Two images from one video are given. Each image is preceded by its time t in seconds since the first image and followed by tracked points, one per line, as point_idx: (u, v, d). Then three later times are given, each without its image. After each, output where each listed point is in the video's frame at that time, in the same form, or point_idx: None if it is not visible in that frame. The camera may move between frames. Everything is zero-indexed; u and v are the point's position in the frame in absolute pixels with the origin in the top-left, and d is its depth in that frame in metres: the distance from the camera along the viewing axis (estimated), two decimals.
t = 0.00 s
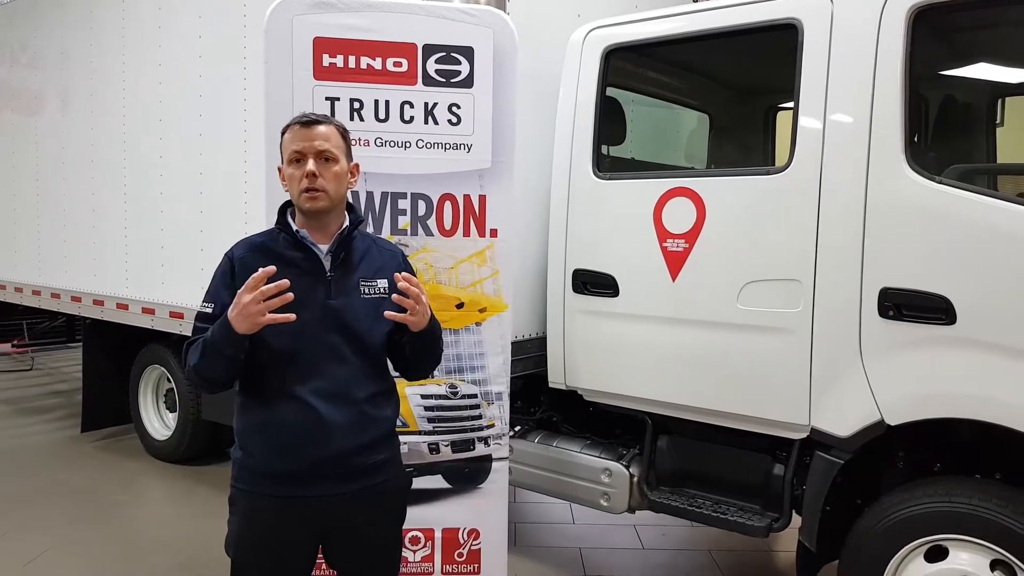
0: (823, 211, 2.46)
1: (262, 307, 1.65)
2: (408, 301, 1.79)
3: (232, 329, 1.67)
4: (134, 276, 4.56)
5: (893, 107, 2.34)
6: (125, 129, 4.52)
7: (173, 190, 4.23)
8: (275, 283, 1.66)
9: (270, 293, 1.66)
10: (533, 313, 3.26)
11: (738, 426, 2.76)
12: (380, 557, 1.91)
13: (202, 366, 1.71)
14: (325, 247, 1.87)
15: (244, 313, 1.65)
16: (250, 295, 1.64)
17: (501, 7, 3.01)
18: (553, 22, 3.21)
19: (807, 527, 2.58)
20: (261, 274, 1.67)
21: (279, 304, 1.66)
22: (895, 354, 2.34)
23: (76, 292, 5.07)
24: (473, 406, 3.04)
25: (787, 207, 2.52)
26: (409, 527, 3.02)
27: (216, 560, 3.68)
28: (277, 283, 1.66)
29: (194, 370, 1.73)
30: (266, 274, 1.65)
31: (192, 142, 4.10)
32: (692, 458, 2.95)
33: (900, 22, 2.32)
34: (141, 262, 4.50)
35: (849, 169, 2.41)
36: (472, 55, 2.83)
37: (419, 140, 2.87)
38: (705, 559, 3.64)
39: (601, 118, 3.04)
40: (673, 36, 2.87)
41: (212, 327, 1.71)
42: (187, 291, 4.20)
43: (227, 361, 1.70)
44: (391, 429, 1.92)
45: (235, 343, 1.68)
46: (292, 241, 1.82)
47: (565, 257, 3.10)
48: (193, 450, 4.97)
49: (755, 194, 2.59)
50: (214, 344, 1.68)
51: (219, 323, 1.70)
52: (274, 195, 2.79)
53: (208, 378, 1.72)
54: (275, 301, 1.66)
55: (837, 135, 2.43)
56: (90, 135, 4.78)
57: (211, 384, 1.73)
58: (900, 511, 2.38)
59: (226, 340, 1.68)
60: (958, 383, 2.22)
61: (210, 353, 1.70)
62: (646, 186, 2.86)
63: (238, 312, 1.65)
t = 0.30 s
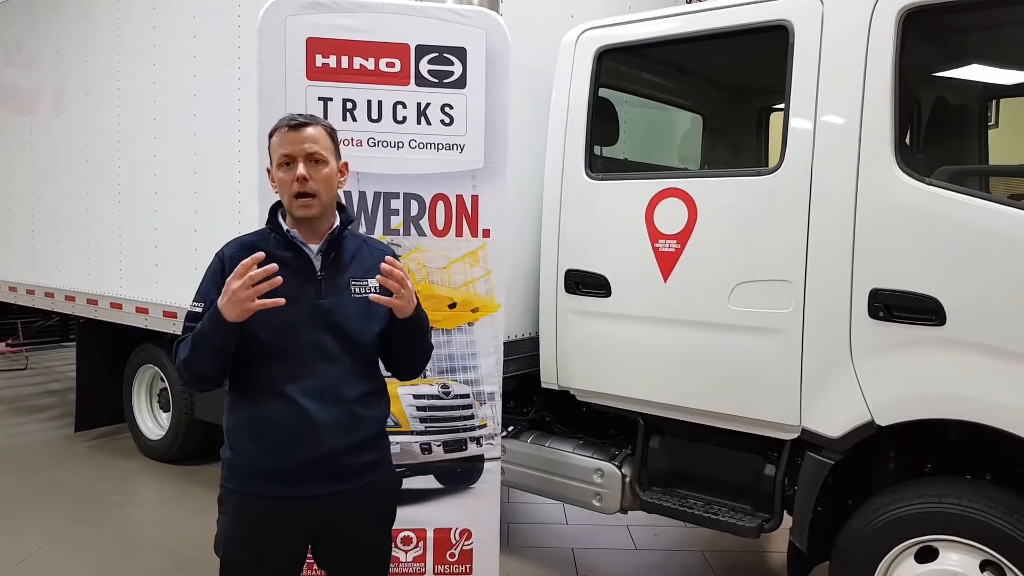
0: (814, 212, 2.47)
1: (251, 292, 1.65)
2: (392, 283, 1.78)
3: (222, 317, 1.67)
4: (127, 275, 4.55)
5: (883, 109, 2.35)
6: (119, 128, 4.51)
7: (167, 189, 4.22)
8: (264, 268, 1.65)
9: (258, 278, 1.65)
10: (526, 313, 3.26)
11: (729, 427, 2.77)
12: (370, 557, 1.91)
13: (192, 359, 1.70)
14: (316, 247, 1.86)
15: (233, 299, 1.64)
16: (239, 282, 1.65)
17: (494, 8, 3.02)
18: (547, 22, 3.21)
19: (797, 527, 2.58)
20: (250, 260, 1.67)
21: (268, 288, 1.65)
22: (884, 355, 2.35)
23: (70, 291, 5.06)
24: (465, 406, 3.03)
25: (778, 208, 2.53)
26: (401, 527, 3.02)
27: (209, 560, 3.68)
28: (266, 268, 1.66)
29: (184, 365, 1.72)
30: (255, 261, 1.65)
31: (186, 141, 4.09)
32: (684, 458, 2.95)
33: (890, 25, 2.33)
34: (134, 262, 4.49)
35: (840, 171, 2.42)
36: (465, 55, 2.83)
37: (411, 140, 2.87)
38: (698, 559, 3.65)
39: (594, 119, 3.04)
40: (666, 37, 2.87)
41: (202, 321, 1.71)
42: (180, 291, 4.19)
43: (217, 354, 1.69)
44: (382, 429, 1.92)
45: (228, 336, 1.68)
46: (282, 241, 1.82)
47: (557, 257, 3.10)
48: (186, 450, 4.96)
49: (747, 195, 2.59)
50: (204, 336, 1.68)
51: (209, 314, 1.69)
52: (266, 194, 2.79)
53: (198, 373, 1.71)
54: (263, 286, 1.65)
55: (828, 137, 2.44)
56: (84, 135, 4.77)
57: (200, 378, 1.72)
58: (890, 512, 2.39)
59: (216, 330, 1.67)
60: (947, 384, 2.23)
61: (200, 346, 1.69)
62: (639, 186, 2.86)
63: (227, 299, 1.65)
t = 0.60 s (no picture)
0: (810, 212, 2.47)
1: (259, 304, 1.65)
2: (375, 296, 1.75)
3: (229, 326, 1.67)
4: (126, 277, 4.56)
5: (878, 110, 2.35)
6: (118, 130, 4.51)
7: (166, 190, 4.23)
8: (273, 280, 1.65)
9: (266, 290, 1.65)
10: (523, 314, 3.26)
11: (726, 427, 2.76)
12: (364, 558, 1.91)
13: (195, 363, 1.70)
14: (310, 249, 1.87)
15: (241, 309, 1.64)
16: (247, 292, 1.64)
17: (490, 10, 3.02)
18: (544, 24, 3.21)
19: (794, 528, 2.58)
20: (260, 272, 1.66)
21: (276, 300, 1.65)
22: (880, 355, 2.35)
23: (69, 293, 5.07)
24: (462, 407, 3.03)
25: (774, 209, 2.53)
26: (398, 527, 3.02)
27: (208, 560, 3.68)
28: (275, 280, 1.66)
29: (186, 369, 1.73)
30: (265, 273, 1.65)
31: (185, 143, 4.10)
32: (681, 459, 2.95)
33: (885, 26, 2.33)
34: (133, 263, 4.49)
35: (836, 172, 2.41)
36: (461, 57, 2.84)
37: (408, 142, 2.87)
38: (695, 560, 3.65)
39: (590, 121, 3.05)
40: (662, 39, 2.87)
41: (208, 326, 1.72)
42: (179, 292, 4.20)
43: (222, 359, 1.70)
44: (376, 430, 1.92)
45: (232, 341, 1.69)
46: (277, 243, 1.82)
47: (553, 258, 3.11)
48: (186, 450, 4.97)
49: (742, 196, 2.59)
50: (209, 343, 1.69)
51: (215, 321, 1.70)
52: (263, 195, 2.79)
53: (200, 376, 1.72)
54: (271, 298, 1.65)
55: (824, 137, 2.44)
56: (84, 136, 4.78)
57: (202, 382, 1.73)
58: (886, 512, 2.39)
59: (221, 335, 1.68)
60: (943, 385, 2.23)
61: (204, 351, 1.69)
62: (635, 187, 2.86)
63: (235, 309, 1.64)
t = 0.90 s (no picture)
0: (811, 212, 2.46)
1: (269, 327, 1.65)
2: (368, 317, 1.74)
3: (240, 342, 1.68)
4: (133, 280, 4.58)
5: (879, 109, 2.34)
6: (124, 134, 4.54)
7: (171, 194, 4.25)
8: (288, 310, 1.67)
9: (282, 317, 1.66)
10: (526, 315, 3.26)
11: (729, 428, 2.76)
12: (366, 559, 1.92)
13: (203, 371, 1.72)
14: (311, 251, 1.88)
15: (250, 328, 1.65)
16: (263, 313, 1.65)
17: (491, 12, 3.03)
18: (546, 25, 3.22)
19: (797, 528, 2.58)
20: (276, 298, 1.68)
21: (287, 331, 1.66)
22: (882, 355, 2.35)
23: (77, 296, 5.10)
24: (465, 408, 3.04)
25: (776, 209, 2.53)
26: (402, 528, 3.03)
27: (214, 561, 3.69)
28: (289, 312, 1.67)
29: (193, 376, 1.74)
30: (282, 301, 1.67)
31: (190, 146, 4.12)
32: (684, 459, 2.95)
33: (886, 25, 2.33)
34: (139, 266, 4.52)
35: (837, 172, 2.41)
36: (462, 60, 2.84)
37: (410, 144, 2.88)
38: (700, 561, 3.64)
39: (591, 122, 3.05)
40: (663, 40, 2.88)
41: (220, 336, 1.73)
42: (184, 295, 4.22)
43: (230, 369, 1.72)
44: (377, 431, 1.93)
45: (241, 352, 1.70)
46: (278, 245, 1.84)
47: (555, 259, 3.11)
48: (193, 451, 4.99)
49: (744, 196, 2.59)
50: (219, 353, 1.70)
51: (228, 332, 1.71)
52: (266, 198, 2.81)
53: (205, 383, 1.73)
54: (284, 325, 1.66)
55: (825, 137, 2.44)
56: (90, 140, 4.81)
57: (208, 389, 1.74)
58: (889, 512, 2.38)
59: (232, 347, 1.69)
60: (946, 385, 2.22)
61: (212, 359, 1.71)
62: (637, 188, 2.86)
63: (246, 325, 1.66)
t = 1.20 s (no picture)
0: (811, 214, 2.47)
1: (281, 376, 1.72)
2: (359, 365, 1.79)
3: (252, 376, 1.74)
4: (139, 281, 4.62)
5: (879, 111, 2.35)
6: (131, 136, 4.58)
7: (178, 195, 4.28)
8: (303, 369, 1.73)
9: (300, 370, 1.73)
10: (528, 315, 3.28)
11: (730, 429, 2.77)
12: (368, 558, 1.94)
13: (213, 393, 1.79)
14: (311, 251, 1.90)
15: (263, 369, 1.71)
16: (291, 361, 1.72)
17: (495, 15, 3.05)
18: (549, 28, 3.24)
19: (797, 530, 2.58)
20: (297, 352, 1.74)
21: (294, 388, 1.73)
22: (882, 357, 2.36)
23: (83, 297, 5.13)
24: (467, 410, 3.05)
25: (776, 211, 2.54)
26: (404, 528, 3.04)
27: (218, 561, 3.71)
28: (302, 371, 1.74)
29: (203, 393, 1.81)
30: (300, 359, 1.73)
31: (195, 149, 4.15)
32: (686, 460, 2.96)
33: (886, 28, 2.34)
34: (145, 267, 4.55)
35: (838, 174, 2.42)
36: (465, 62, 2.86)
37: (413, 146, 2.90)
38: (701, 563, 3.65)
39: (593, 125, 3.06)
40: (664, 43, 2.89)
41: (231, 361, 1.78)
42: (189, 296, 4.24)
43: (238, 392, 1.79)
44: (378, 431, 1.95)
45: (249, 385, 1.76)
46: (280, 247, 1.85)
47: (557, 261, 3.13)
48: (198, 452, 5.02)
49: (745, 198, 2.60)
50: (229, 381, 1.76)
51: (240, 363, 1.76)
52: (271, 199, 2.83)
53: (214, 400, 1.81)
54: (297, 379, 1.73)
55: (826, 139, 2.45)
56: (97, 142, 4.85)
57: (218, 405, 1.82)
58: (889, 514, 2.39)
59: (241, 378, 1.74)
60: (945, 386, 2.23)
61: (222, 384, 1.78)
62: (639, 190, 2.88)
63: (262, 362, 1.72)
